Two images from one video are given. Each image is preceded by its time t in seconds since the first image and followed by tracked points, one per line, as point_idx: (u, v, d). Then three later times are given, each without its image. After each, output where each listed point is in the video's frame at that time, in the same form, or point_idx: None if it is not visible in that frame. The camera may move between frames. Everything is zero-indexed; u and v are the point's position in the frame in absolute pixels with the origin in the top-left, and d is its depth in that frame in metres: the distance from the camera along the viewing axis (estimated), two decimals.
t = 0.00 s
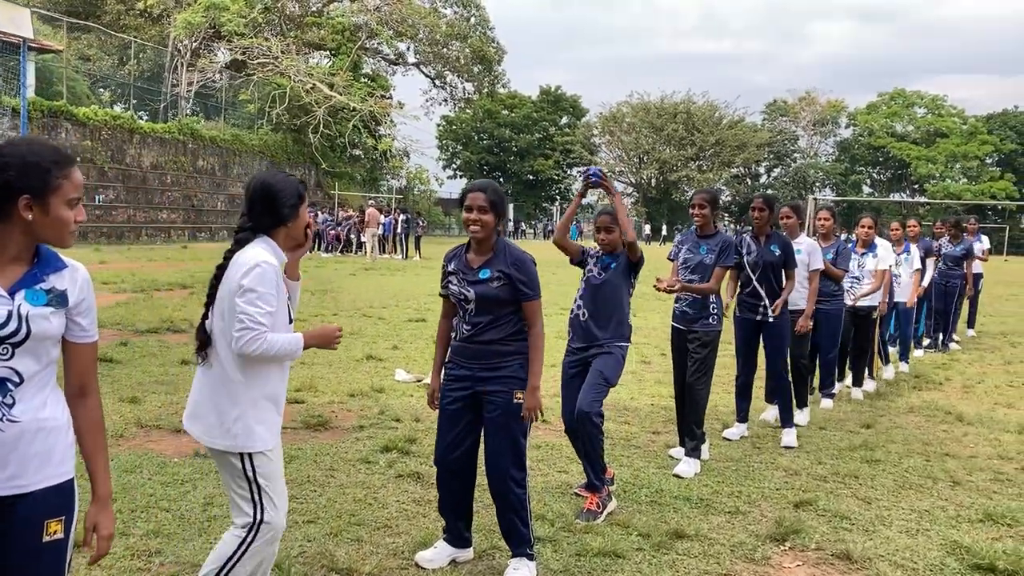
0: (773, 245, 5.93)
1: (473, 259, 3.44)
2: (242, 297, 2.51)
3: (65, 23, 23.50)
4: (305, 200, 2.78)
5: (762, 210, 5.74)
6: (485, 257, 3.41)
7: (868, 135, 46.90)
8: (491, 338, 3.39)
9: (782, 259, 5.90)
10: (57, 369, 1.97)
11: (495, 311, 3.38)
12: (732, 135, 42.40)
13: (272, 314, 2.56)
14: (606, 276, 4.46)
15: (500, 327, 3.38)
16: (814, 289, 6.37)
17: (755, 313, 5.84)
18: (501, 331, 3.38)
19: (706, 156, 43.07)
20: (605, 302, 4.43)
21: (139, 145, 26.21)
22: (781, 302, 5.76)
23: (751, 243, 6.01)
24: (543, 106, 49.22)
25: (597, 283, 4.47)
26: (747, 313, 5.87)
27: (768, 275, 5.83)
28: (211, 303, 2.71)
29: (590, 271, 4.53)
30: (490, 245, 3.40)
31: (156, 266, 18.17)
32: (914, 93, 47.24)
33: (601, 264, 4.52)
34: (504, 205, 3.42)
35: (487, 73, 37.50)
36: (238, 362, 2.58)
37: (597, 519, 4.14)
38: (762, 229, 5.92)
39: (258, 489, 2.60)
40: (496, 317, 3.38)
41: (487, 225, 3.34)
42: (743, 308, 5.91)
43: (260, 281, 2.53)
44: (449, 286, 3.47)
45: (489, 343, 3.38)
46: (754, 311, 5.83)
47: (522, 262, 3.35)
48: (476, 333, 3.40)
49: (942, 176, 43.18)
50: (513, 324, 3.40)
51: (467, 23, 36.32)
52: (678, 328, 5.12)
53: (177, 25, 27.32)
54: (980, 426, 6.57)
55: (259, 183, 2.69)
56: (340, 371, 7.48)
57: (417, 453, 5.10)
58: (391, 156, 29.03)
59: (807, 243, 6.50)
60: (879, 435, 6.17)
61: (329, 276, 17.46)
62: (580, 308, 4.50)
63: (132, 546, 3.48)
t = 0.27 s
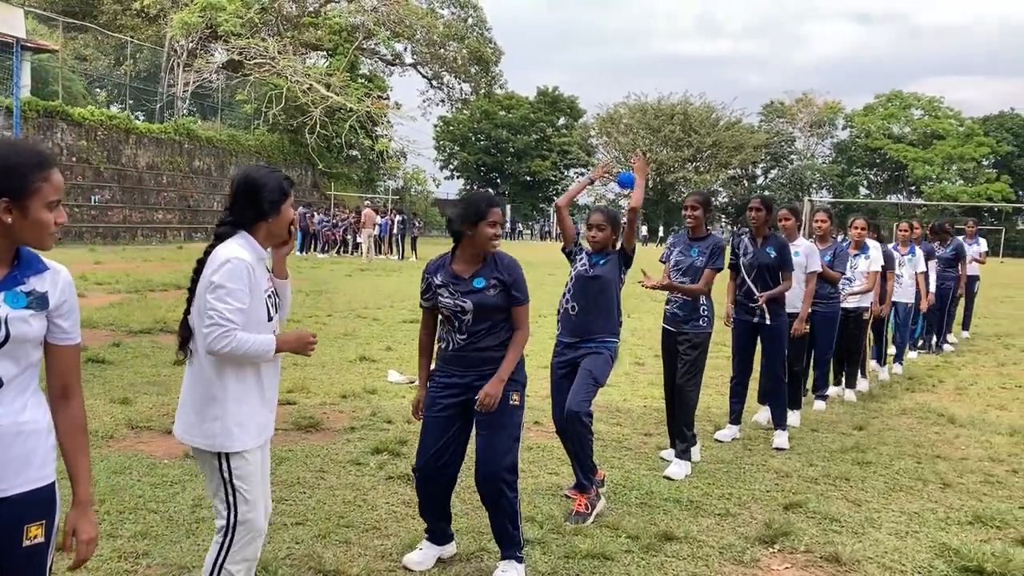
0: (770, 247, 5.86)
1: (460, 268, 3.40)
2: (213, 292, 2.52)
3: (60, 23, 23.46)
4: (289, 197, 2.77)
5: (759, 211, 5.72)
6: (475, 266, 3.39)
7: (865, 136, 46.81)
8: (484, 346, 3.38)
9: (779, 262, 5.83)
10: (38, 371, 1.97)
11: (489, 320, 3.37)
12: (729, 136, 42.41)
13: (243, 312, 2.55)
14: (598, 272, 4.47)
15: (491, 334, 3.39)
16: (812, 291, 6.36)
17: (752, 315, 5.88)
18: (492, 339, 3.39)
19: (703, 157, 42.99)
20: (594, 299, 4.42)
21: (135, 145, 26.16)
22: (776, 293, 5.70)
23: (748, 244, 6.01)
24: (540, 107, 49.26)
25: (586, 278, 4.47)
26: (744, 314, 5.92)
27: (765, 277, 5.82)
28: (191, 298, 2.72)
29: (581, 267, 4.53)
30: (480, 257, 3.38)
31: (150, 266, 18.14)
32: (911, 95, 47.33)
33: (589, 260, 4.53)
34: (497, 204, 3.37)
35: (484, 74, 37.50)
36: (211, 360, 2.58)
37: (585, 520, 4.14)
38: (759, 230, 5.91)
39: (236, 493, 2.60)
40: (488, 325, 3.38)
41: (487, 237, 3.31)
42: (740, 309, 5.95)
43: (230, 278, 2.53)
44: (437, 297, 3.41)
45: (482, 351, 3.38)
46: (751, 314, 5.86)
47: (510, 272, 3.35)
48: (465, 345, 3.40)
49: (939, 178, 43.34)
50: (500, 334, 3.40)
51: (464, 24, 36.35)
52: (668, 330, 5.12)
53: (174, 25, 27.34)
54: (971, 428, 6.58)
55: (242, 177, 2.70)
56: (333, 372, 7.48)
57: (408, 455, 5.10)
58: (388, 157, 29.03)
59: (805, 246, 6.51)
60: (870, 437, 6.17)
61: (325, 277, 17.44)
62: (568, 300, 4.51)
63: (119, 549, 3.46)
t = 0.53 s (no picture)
0: (769, 249, 5.88)
1: (459, 273, 3.40)
2: (157, 291, 2.52)
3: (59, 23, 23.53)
4: (260, 192, 2.71)
5: (758, 212, 5.73)
6: (473, 275, 3.41)
7: (864, 138, 46.75)
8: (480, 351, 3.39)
9: (778, 265, 5.84)
10: (24, 375, 1.97)
11: (487, 326, 3.40)
12: (727, 137, 42.47)
13: (186, 307, 2.51)
14: (592, 273, 4.46)
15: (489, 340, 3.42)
16: (812, 293, 6.37)
17: (749, 317, 5.88)
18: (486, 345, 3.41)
19: (701, 159, 43.06)
20: (587, 300, 4.43)
21: (133, 146, 26.16)
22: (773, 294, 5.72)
23: (748, 246, 6.05)
24: (539, 108, 49.31)
25: (579, 279, 4.46)
26: (742, 316, 5.92)
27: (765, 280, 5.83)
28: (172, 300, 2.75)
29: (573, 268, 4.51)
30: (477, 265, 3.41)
31: (147, 267, 18.13)
32: (909, 97, 47.44)
33: (584, 261, 4.52)
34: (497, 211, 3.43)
35: (482, 75, 37.59)
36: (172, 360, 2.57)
37: (578, 521, 4.14)
38: (759, 232, 5.93)
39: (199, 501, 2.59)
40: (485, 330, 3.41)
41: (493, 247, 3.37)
42: (739, 310, 5.96)
43: (171, 275, 2.50)
44: (435, 304, 3.37)
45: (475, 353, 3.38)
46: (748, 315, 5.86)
47: (504, 282, 3.47)
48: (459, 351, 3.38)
49: (937, 179, 43.45)
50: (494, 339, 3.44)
51: (462, 25, 36.41)
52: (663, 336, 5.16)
53: (171, 26, 27.40)
54: (966, 429, 6.59)
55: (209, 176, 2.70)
56: (329, 373, 7.48)
57: (402, 456, 5.10)
58: (387, 158, 29.06)
59: (803, 247, 6.51)
60: (865, 438, 6.18)
61: (322, 278, 17.45)
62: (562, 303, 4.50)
63: (112, 550, 3.46)
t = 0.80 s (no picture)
0: (769, 250, 5.88)
1: (452, 266, 3.46)
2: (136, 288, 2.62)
3: (59, 25, 23.64)
4: (241, 189, 2.61)
5: (758, 215, 5.74)
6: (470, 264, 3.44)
7: (863, 139, 46.69)
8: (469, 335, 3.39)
9: (776, 266, 5.84)
10: (16, 377, 1.97)
11: (480, 315, 3.40)
12: (726, 138, 42.54)
13: (152, 306, 2.57)
14: (591, 276, 4.47)
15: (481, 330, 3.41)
16: (809, 293, 6.38)
17: (750, 317, 5.88)
18: (478, 337, 3.40)
19: (700, 160, 43.15)
20: (589, 302, 4.43)
21: (132, 147, 26.21)
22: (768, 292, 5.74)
23: (749, 247, 6.05)
24: (538, 109, 49.38)
25: (578, 283, 4.48)
26: (743, 317, 5.93)
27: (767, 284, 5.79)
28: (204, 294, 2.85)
29: (572, 271, 4.52)
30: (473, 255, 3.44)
31: (147, 268, 18.16)
32: (908, 98, 47.53)
33: (583, 264, 4.53)
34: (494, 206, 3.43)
35: (481, 77, 37.73)
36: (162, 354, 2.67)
37: (576, 522, 4.14)
38: (759, 233, 5.95)
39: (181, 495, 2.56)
40: (478, 320, 3.40)
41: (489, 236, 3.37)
42: (740, 312, 5.96)
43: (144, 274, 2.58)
44: (426, 287, 3.46)
45: (467, 346, 3.38)
46: (749, 316, 5.87)
47: (497, 270, 3.47)
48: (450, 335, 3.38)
49: (936, 180, 43.57)
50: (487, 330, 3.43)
51: (462, 26, 36.48)
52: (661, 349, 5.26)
53: (171, 27, 27.45)
54: (964, 430, 6.59)
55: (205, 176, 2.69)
56: (327, 374, 7.49)
57: (400, 457, 5.11)
58: (386, 159, 29.12)
59: (799, 247, 6.51)
60: (862, 439, 6.18)
61: (322, 280, 17.46)
62: (563, 305, 4.50)
63: (110, 550, 3.46)
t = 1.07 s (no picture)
0: (769, 253, 5.90)
1: (454, 258, 3.47)
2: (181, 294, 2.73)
3: (58, 25, 23.65)
4: (253, 189, 2.57)
5: (757, 217, 5.78)
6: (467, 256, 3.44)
7: (863, 139, 46.84)
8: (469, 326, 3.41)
9: (775, 267, 5.86)
10: (15, 379, 1.97)
11: (477, 307, 3.41)
12: (726, 139, 42.54)
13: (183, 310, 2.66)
14: (591, 277, 4.46)
15: (481, 324, 3.42)
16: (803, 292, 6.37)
17: (751, 316, 5.89)
18: (477, 332, 3.41)
19: (700, 159, 43.16)
20: (589, 303, 4.43)
21: (132, 147, 26.20)
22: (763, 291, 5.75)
23: (751, 249, 6.06)
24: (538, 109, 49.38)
25: (577, 285, 4.48)
26: (745, 315, 5.93)
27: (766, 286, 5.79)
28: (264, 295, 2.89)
29: (571, 273, 4.52)
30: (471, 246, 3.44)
31: (147, 269, 18.14)
32: (908, 98, 47.54)
33: (582, 264, 4.52)
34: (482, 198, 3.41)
35: (481, 77, 37.82)
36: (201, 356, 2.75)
37: (575, 522, 4.14)
38: (760, 235, 5.97)
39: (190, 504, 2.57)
40: (477, 313, 3.41)
41: (474, 221, 3.33)
42: (742, 311, 5.97)
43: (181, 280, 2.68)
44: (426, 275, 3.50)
45: (462, 343, 3.40)
46: (751, 315, 5.88)
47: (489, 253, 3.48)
48: (454, 328, 3.42)
49: (936, 180, 43.63)
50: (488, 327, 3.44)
51: (462, 26, 36.52)
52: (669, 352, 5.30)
53: (171, 27, 27.45)
54: (965, 430, 6.59)
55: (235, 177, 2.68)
56: (327, 374, 7.48)
57: (399, 457, 5.10)
58: (386, 159, 29.10)
59: (795, 247, 6.53)
60: (862, 439, 6.18)
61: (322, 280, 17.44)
62: (563, 306, 4.50)
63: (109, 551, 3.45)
